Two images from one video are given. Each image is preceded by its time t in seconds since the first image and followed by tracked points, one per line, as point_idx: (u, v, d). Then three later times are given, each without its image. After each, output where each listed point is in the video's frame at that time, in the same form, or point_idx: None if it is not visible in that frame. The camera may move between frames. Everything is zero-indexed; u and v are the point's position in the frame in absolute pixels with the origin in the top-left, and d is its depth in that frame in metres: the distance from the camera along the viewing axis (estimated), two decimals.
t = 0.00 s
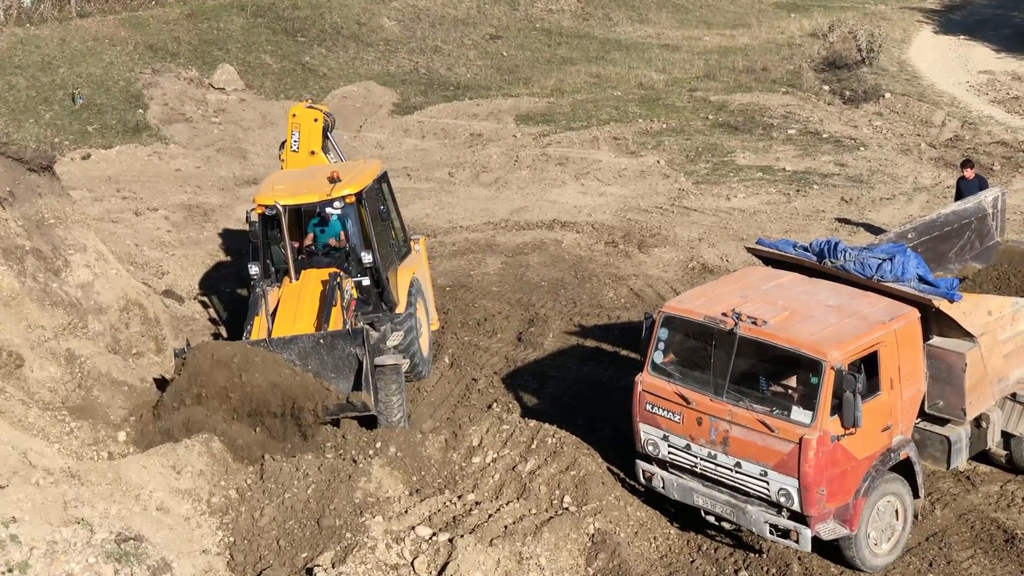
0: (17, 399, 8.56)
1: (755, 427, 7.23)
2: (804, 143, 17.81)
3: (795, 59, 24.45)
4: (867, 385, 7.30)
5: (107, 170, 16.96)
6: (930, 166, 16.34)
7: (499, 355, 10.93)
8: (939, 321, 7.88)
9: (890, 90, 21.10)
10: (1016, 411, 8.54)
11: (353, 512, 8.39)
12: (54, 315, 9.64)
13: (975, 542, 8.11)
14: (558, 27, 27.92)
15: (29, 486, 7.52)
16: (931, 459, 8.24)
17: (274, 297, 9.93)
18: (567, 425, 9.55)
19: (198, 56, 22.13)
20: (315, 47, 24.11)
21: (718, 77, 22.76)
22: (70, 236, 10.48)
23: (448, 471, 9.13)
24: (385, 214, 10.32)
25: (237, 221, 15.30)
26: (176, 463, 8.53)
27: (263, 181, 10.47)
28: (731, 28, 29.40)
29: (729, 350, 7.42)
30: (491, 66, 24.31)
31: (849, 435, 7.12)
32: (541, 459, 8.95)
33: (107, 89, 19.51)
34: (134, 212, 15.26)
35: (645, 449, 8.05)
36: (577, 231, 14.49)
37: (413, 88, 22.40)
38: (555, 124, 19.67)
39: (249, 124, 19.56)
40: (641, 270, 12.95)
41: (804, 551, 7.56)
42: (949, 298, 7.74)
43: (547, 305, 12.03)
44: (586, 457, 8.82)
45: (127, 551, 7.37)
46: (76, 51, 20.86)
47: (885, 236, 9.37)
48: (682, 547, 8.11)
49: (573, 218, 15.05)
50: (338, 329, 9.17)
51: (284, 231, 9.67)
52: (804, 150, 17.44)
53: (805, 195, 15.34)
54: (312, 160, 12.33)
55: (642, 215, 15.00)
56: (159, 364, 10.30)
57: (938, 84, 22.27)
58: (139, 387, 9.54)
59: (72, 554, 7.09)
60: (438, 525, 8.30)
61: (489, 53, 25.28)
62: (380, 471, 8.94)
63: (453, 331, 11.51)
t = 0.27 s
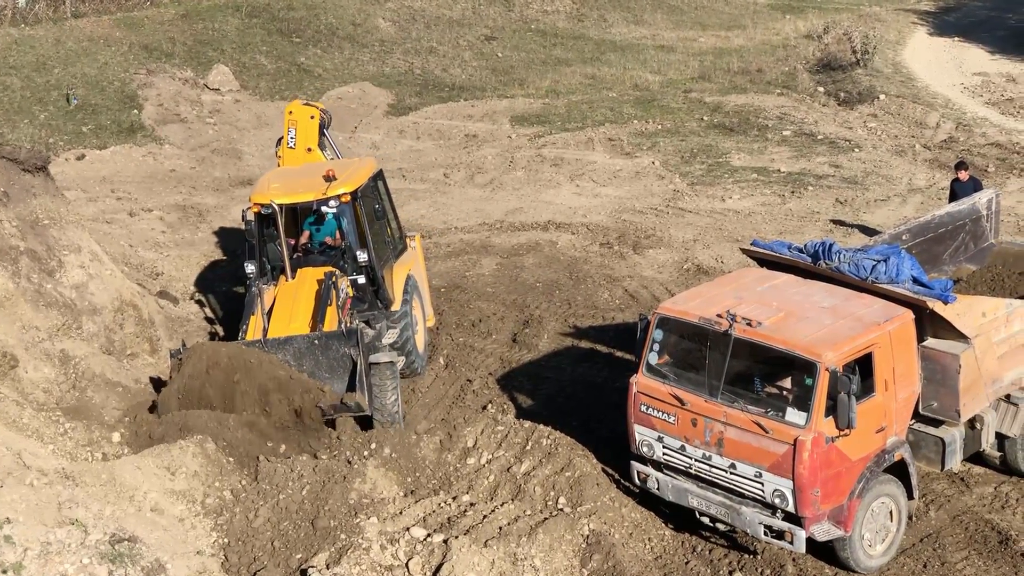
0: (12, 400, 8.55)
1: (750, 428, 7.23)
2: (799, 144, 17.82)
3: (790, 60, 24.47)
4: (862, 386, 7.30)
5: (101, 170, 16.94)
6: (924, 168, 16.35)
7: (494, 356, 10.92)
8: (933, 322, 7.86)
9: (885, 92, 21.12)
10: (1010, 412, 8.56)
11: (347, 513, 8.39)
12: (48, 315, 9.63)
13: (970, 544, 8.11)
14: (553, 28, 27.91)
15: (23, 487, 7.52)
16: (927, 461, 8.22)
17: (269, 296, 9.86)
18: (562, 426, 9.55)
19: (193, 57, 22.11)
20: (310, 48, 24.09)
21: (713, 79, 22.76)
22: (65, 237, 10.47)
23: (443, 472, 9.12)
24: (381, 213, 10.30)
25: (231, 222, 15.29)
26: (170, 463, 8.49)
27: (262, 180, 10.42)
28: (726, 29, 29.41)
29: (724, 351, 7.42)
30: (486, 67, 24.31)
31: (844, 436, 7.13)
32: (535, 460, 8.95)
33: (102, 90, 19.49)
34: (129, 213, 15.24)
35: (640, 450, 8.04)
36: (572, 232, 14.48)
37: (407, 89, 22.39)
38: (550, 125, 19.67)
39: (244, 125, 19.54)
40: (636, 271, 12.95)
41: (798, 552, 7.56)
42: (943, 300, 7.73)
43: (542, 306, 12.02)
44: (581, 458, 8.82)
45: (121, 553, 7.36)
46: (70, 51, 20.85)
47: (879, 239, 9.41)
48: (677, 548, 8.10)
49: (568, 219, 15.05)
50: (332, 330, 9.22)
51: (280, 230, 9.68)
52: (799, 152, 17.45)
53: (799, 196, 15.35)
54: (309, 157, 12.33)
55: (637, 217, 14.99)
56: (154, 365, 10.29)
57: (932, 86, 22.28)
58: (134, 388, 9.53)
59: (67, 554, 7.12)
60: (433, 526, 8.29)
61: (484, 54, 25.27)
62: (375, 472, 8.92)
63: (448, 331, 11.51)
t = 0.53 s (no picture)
0: (4, 401, 8.53)
1: (743, 430, 7.24)
2: (793, 146, 17.84)
3: (784, 62, 24.50)
4: (855, 388, 7.30)
5: (95, 171, 16.92)
6: (918, 170, 16.37)
7: (487, 358, 10.92)
8: (927, 323, 7.88)
9: (878, 94, 21.15)
10: (1002, 414, 8.57)
11: (340, 515, 8.39)
12: (41, 317, 9.62)
13: (962, 545, 8.12)
14: (547, 30, 27.92)
15: (16, 489, 7.50)
16: (919, 462, 8.24)
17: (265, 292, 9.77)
18: (555, 427, 9.54)
19: (187, 58, 22.09)
20: (304, 50, 24.09)
21: (707, 80, 22.78)
22: (58, 238, 10.45)
23: (436, 473, 9.10)
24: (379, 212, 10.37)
25: (225, 223, 15.29)
26: (163, 465, 8.52)
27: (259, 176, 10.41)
28: (720, 31, 29.44)
29: (717, 353, 7.43)
30: (479, 69, 24.32)
31: (837, 438, 7.13)
32: (529, 462, 8.94)
33: (95, 91, 19.47)
34: (122, 214, 15.23)
35: (634, 452, 8.04)
36: (566, 234, 14.49)
37: (402, 91, 22.39)
38: (544, 127, 19.68)
39: (238, 126, 19.53)
40: (630, 273, 12.96)
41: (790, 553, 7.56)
42: (937, 302, 7.71)
43: (536, 308, 12.03)
44: (574, 460, 8.82)
45: (114, 554, 7.34)
46: (64, 53, 20.83)
47: (873, 240, 9.36)
48: (670, 550, 8.10)
49: (561, 221, 15.05)
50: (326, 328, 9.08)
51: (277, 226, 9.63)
52: (792, 154, 17.47)
53: (793, 198, 15.36)
54: (309, 153, 12.33)
55: (631, 218, 15.01)
56: (147, 366, 10.27)
57: (926, 88, 22.32)
58: (127, 389, 9.51)
59: (59, 556, 7.07)
60: (426, 528, 8.29)
61: (478, 56, 25.28)
62: (368, 473, 8.94)
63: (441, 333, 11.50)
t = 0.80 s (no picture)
0: None
1: (737, 431, 7.24)
2: (786, 148, 17.85)
3: (778, 64, 24.52)
4: (849, 390, 7.31)
5: (88, 172, 16.90)
6: (911, 172, 16.39)
7: (481, 359, 10.91)
8: (920, 325, 7.90)
9: (872, 96, 21.17)
10: (996, 416, 8.58)
11: (334, 517, 8.38)
12: (34, 318, 9.60)
13: (956, 546, 8.12)
14: (541, 31, 27.91)
15: (9, 491, 7.50)
16: (913, 464, 8.25)
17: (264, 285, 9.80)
18: (549, 429, 9.53)
19: (180, 59, 22.07)
20: (297, 51, 24.07)
21: (701, 82, 22.78)
22: (51, 239, 10.45)
23: (430, 475, 9.08)
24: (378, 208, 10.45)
25: (218, 225, 15.28)
26: (157, 467, 8.53)
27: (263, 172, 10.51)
28: (713, 33, 29.45)
29: (711, 354, 7.43)
30: (473, 70, 24.32)
31: (830, 440, 7.13)
32: (523, 463, 8.94)
33: (89, 92, 19.45)
34: (115, 215, 15.20)
35: (628, 454, 8.04)
36: (560, 236, 14.49)
37: (395, 92, 22.38)
38: (538, 128, 19.68)
39: (232, 128, 19.51)
40: (624, 274, 12.97)
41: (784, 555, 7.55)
42: (930, 304, 7.74)
43: (530, 310, 12.02)
44: (568, 461, 8.82)
45: (108, 555, 7.33)
46: (57, 54, 20.81)
47: (866, 242, 9.36)
48: (664, 551, 8.09)
49: (555, 223, 15.05)
50: (322, 318, 9.19)
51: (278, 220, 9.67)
52: (786, 155, 17.48)
53: (786, 200, 15.37)
54: (313, 150, 12.36)
55: (625, 220, 15.01)
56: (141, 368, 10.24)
57: (919, 90, 22.35)
58: (120, 391, 9.49)
59: (52, 558, 7.06)
60: (420, 529, 8.28)
61: (472, 57, 25.28)
62: (362, 475, 8.94)
63: (435, 334, 11.50)
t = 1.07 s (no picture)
0: None
1: (732, 433, 7.24)
2: (781, 150, 17.86)
3: (773, 66, 24.54)
4: (844, 392, 7.31)
5: (83, 174, 16.89)
6: (906, 174, 16.41)
7: (476, 361, 10.91)
8: (915, 327, 7.90)
9: (867, 98, 21.20)
10: (991, 418, 8.59)
11: (329, 518, 8.38)
12: (29, 320, 9.59)
13: (951, 548, 8.13)
14: (537, 33, 27.91)
15: (3, 493, 7.51)
16: (907, 466, 8.25)
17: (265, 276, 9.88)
18: (544, 431, 9.53)
19: (175, 61, 22.06)
20: (293, 53, 24.07)
21: (696, 84, 22.79)
22: (46, 242, 10.46)
23: (425, 476, 9.08)
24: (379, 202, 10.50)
25: (214, 227, 15.28)
26: (152, 469, 8.53)
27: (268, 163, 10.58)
28: (709, 35, 29.47)
29: (706, 356, 7.43)
30: (469, 72, 24.33)
31: (826, 442, 7.13)
32: (518, 466, 8.93)
33: (84, 93, 19.44)
34: (111, 217, 15.19)
35: (623, 455, 8.04)
36: (555, 237, 14.49)
37: (391, 94, 22.39)
38: (533, 130, 19.68)
39: (227, 129, 19.50)
40: (619, 276, 12.97)
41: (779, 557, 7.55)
42: (925, 305, 7.72)
43: (525, 311, 12.03)
44: (563, 463, 8.81)
45: (102, 557, 7.31)
46: (52, 56, 20.82)
47: (861, 243, 9.37)
48: (659, 553, 8.09)
49: (550, 224, 15.05)
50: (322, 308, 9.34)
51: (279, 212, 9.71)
52: (781, 157, 17.49)
53: (781, 202, 15.38)
54: (316, 143, 12.39)
55: (620, 222, 15.01)
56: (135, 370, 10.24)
57: (914, 91, 22.37)
58: (115, 393, 9.47)
59: (47, 560, 7.07)
60: (415, 531, 8.28)
61: (467, 59, 25.30)
62: (357, 477, 8.94)
63: (430, 336, 11.50)
